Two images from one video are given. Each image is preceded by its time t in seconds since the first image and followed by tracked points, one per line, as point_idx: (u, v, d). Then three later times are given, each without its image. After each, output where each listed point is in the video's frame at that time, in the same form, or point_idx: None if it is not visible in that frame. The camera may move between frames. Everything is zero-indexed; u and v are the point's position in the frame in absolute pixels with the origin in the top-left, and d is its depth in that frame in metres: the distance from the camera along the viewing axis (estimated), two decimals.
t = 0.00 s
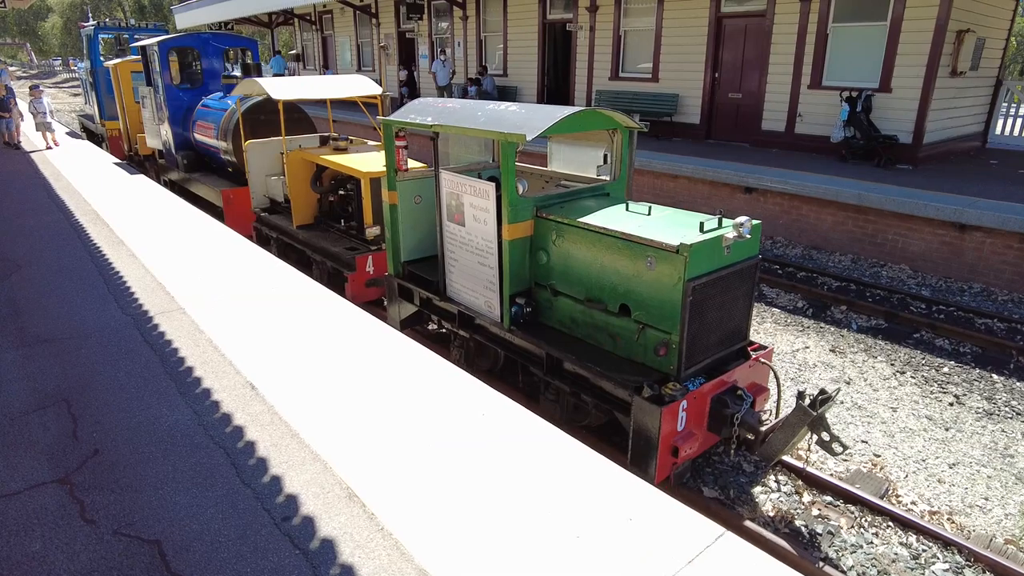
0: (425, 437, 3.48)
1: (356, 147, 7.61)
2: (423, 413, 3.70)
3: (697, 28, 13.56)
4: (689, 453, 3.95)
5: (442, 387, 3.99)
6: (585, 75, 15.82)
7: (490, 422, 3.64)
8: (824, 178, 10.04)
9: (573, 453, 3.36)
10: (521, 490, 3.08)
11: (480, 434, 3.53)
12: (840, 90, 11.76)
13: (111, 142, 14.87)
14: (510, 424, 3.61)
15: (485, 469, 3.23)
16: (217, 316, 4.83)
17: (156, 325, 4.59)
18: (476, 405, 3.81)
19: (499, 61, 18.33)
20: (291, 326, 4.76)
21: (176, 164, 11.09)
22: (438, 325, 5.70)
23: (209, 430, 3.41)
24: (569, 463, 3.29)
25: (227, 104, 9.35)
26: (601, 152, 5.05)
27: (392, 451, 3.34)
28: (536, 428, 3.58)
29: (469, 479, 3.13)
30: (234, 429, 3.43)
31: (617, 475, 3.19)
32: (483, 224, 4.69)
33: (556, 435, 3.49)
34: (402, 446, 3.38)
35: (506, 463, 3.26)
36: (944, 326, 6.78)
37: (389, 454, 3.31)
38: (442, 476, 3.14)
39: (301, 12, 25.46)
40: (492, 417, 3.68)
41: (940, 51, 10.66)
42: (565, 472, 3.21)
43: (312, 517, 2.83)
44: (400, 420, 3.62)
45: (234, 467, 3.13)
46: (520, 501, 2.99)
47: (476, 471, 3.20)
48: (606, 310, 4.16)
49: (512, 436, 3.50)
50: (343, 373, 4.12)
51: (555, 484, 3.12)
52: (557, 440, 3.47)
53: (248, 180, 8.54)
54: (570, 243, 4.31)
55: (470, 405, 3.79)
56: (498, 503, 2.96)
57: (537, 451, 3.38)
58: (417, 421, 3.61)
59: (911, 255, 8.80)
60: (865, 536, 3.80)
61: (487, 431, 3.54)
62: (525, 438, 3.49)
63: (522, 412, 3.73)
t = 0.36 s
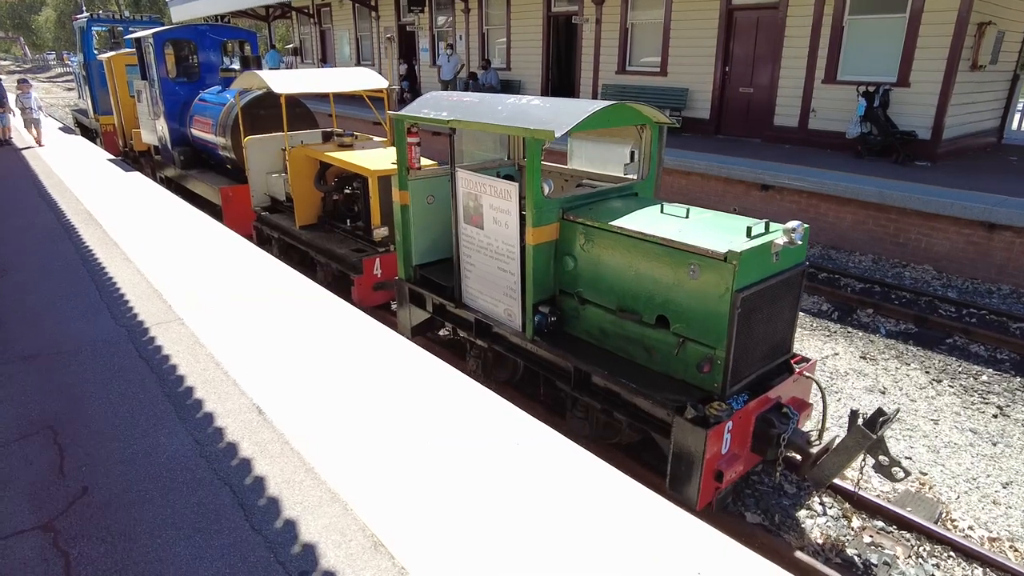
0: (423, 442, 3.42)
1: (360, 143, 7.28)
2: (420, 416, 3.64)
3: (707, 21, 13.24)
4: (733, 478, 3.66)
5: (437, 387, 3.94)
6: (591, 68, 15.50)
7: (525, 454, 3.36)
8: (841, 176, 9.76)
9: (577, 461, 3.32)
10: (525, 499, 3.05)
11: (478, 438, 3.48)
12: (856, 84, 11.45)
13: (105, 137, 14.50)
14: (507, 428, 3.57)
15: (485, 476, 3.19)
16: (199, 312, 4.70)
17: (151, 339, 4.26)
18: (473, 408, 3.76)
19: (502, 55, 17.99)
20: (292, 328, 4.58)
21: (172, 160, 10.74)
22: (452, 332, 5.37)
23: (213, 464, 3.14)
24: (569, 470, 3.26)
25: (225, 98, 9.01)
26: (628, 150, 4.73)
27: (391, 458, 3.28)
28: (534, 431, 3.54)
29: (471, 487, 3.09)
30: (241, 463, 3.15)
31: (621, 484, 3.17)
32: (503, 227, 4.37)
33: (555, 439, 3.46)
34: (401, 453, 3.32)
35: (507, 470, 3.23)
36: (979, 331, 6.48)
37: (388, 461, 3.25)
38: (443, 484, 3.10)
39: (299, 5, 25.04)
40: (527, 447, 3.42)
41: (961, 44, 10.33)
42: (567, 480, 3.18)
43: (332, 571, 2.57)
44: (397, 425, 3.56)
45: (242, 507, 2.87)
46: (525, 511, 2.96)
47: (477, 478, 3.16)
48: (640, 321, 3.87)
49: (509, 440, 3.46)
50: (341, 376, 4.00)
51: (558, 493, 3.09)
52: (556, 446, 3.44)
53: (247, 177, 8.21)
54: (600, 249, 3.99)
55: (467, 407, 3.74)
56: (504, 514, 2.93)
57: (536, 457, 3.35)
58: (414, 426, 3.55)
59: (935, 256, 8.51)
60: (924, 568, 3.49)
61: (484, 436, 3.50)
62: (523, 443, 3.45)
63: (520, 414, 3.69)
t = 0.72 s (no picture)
0: (417, 457, 3.31)
1: (366, 142, 6.92)
2: (414, 430, 3.53)
3: (719, 14, 12.90)
4: (787, 515, 3.36)
5: (431, 398, 3.84)
6: (598, 63, 15.15)
7: (574, 507, 3.02)
8: (862, 175, 9.44)
9: (604, 495, 3.10)
10: (533, 524, 2.90)
11: (496, 467, 3.27)
12: (874, 80, 11.12)
13: (99, 134, 14.12)
14: (502, 440, 3.47)
15: (481, 492, 3.10)
16: (190, 315, 4.60)
17: (146, 366, 3.90)
18: (467, 419, 3.66)
19: (505, 49, 17.63)
20: (293, 343, 4.36)
21: (169, 159, 10.38)
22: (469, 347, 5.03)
23: (219, 521, 2.79)
24: (567, 484, 3.17)
25: (223, 95, 8.65)
26: (660, 152, 4.41)
27: (386, 473, 3.17)
28: (530, 443, 3.46)
29: (466, 503, 3.00)
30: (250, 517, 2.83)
31: (636, 510, 3.02)
32: (528, 238, 4.03)
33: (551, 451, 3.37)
34: (396, 468, 3.21)
35: (516, 495, 3.07)
36: (1020, 341, 6.17)
37: (383, 477, 3.14)
38: (438, 500, 3.01)
39: None
40: (576, 499, 3.07)
41: (986, 38, 9.99)
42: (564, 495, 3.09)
43: None
44: (392, 439, 3.44)
45: None
46: (524, 530, 2.86)
47: (473, 495, 3.06)
48: (684, 342, 3.54)
49: (504, 453, 3.37)
50: (340, 390, 3.83)
51: (559, 509, 3.00)
52: (554, 460, 3.35)
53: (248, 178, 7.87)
54: (638, 263, 3.65)
55: (461, 418, 3.64)
56: (504, 532, 2.84)
57: (533, 472, 3.26)
58: (409, 440, 3.43)
59: (963, 258, 8.20)
60: None
61: (479, 449, 3.39)
62: (532, 465, 3.29)
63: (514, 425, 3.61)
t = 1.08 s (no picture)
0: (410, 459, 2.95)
1: (380, 141, 6.62)
2: (411, 430, 3.16)
3: (733, 9, 12.61)
4: (858, 552, 3.09)
5: (430, 396, 3.45)
6: (608, 59, 14.85)
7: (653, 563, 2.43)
8: (886, 175, 9.16)
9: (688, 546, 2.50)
10: None
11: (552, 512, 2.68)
12: (895, 77, 10.84)
13: (97, 131, 13.78)
14: (504, 440, 3.11)
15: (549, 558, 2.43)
16: (194, 317, 4.14)
17: (150, 379, 3.41)
18: (467, 417, 3.28)
19: (511, 44, 17.32)
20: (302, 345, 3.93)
21: (170, 157, 10.05)
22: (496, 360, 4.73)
23: None
24: (604, 505, 2.74)
25: (228, 92, 8.32)
26: (704, 155, 4.13)
27: (377, 477, 2.81)
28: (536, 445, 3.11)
29: (465, 511, 2.65)
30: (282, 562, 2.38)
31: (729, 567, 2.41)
32: (567, 247, 3.74)
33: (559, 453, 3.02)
34: (392, 472, 2.85)
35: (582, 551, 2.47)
36: None
37: (376, 479, 2.80)
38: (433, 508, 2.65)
39: None
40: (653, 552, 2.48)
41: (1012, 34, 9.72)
42: (577, 505, 2.74)
43: None
44: (410, 445, 3.05)
45: None
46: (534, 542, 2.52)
47: (473, 501, 2.71)
48: (743, 363, 3.30)
49: (507, 457, 3.01)
50: (342, 392, 3.40)
51: (613, 548, 2.50)
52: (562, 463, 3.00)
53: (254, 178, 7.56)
54: (692, 276, 3.40)
55: (459, 417, 3.27)
56: None
57: (589, 513, 2.70)
58: (406, 441, 3.06)
59: (995, 262, 7.93)
60: None
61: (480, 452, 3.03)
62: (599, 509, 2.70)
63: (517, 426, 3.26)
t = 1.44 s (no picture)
0: (420, 474, 2.83)
1: (394, 145, 6.34)
2: (457, 469, 2.88)
3: (746, 7, 12.33)
4: None
5: (471, 432, 3.14)
6: (616, 57, 14.57)
7: None
8: (910, 178, 8.90)
9: None
10: None
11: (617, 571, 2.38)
12: (915, 77, 10.57)
13: (95, 132, 13.45)
14: (516, 454, 3.00)
15: None
16: (204, 334, 3.90)
17: (160, 413, 3.09)
18: (478, 431, 3.16)
19: (516, 43, 17.01)
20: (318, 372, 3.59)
21: (171, 159, 9.74)
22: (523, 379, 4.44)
23: None
24: (677, 563, 2.42)
25: (232, 91, 8.02)
26: (749, 163, 3.94)
27: (393, 496, 2.69)
28: (549, 459, 2.98)
29: (484, 532, 2.54)
30: None
31: None
32: (610, 264, 3.47)
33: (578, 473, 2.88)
34: (438, 521, 2.58)
35: None
36: None
37: (391, 499, 2.67)
38: (451, 531, 2.53)
39: None
40: None
41: None
42: (627, 546, 2.50)
43: None
44: (445, 484, 2.79)
45: None
46: None
47: None
48: (809, 394, 3.04)
49: (524, 472, 2.89)
50: (361, 416, 3.17)
51: None
52: (583, 483, 2.86)
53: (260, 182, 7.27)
54: (752, 298, 3.16)
55: (511, 460, 2.95)
56: None
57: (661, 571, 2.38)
58: (417, 453, 2.94)
59: None
60: None
61: (494, 464, 2.92)
62: (667, 566, 2.39)
63: (526, 437, 3.13)
